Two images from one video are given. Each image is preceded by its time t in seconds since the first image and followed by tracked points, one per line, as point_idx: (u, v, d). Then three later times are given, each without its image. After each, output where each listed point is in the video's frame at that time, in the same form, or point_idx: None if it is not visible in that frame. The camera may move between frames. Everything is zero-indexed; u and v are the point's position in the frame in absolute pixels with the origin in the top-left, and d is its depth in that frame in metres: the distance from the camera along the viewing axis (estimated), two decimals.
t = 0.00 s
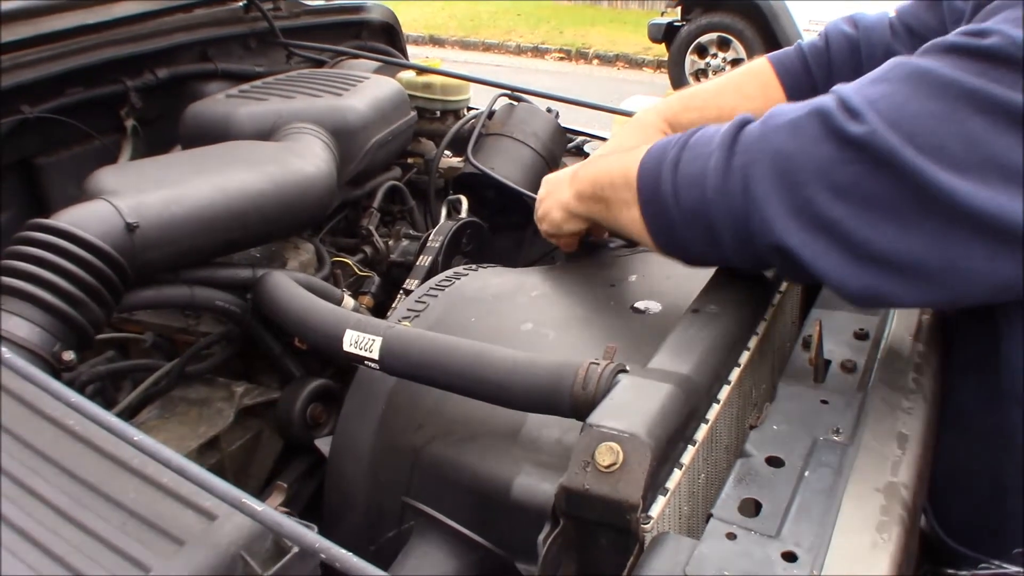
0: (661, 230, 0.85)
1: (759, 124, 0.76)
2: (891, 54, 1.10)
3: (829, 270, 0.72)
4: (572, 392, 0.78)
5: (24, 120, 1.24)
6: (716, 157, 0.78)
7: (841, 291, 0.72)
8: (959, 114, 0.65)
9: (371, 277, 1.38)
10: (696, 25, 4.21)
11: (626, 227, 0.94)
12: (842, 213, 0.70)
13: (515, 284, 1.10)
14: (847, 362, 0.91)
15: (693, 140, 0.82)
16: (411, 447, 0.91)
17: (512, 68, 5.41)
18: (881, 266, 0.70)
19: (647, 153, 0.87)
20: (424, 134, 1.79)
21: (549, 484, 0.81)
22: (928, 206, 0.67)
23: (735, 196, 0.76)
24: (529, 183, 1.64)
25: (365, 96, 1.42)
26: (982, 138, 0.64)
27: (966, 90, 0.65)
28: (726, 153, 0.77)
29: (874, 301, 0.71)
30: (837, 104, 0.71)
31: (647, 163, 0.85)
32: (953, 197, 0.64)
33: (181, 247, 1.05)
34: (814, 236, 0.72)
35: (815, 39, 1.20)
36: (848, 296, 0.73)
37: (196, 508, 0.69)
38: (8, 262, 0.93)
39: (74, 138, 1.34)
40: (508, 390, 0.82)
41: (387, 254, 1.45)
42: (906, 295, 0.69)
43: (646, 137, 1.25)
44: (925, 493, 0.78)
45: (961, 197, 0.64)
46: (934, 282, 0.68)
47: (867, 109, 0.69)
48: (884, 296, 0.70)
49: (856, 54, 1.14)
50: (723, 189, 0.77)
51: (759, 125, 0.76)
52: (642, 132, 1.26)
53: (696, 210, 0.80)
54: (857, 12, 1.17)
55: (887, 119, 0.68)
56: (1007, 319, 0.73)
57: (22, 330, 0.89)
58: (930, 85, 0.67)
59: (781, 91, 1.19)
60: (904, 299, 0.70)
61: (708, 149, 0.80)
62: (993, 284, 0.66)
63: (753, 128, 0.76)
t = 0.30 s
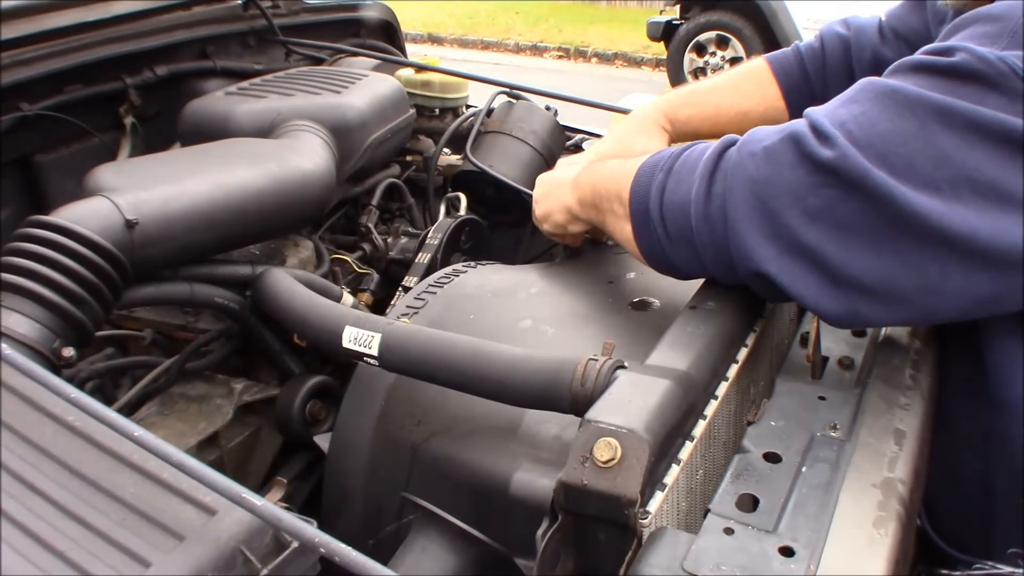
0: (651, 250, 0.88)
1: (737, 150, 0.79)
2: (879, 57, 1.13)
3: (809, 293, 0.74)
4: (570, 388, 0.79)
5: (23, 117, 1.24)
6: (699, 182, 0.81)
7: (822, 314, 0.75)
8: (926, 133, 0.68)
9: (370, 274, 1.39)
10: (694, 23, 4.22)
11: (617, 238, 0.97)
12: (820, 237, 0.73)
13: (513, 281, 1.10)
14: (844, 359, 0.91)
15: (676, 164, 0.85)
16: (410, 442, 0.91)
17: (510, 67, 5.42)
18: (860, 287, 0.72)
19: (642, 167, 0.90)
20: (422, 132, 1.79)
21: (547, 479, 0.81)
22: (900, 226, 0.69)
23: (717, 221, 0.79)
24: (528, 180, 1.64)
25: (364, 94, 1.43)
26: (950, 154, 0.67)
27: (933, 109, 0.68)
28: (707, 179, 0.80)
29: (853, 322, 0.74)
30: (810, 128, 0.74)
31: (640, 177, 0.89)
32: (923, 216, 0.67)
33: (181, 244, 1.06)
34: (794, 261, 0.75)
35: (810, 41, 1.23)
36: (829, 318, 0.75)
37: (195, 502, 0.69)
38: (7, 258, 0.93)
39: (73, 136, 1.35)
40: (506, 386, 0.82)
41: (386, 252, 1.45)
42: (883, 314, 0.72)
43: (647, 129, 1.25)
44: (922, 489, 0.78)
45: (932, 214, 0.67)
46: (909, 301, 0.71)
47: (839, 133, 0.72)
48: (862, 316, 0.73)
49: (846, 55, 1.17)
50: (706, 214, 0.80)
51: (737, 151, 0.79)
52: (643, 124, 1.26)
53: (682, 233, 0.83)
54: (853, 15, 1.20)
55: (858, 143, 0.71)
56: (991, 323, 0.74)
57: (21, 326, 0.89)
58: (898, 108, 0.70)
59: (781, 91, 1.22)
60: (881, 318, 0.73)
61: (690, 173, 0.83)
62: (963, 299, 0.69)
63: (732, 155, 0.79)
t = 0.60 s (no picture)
0: (649, 247, 0.89)
1: (732, 146, 0.80)
2: (879, 59, 1.13)
3: (802, 285, 0.75)
4: (569, 384, 0.79)
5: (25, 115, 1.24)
6: (694, 178, 0.82)
7: (815, 307, 0.76)
8: (913, 125, 0.69)
9: (371, 272, 1.39)
10: (695, 22, 4.22)
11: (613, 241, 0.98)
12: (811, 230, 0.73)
13: (513, 278, 1.11)
14: (843, 356, 0.91)
15: (673, 160, 0.86)
16: (410, 439, 0.92)
17: (511, 65, 5.42)
18: (850, 280, 0.72)
19: (637, 168, 0.91)
20: (423, 129, 1.79)
21: (547, 475, 0.82)
22: (888, 218, 0.69)
23: (711, 215, 0.80)
24: (528, 178, 1.64)
25: (365, 91, 1.43)
26: (936, 145, 0.68)
27: (919, 101, 0.68)
28: (701, 175, 0.81)
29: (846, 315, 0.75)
30: (801, 124, 0.75)
31: (636, 180, 0.90)
32: (909, 207, 0.67)
33: (182, 240, 1.06)
34: (787, 253, 0.75)
35: (813, 42, 1.24)
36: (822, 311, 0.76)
37: (197, 497, 0.70)
38: (9, 255, 0.94)
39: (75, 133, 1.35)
40: (506, 383, 0.83)
41: (387, 249, 1.46)
42: (875, 306, 0.72)
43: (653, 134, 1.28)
44: (920, 485, 0.79)
45: (918, 205, 0.67)
46: (899, 293, 0.71)
47: (828, 128, 0.73)
48: (855, 309, 0.73)
49: (848, 58, 1.18)
50: (700, 208, 0.81)
51: (731, 147, 0.80)
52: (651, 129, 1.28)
53: (678, 228, 0.84)
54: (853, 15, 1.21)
55: (848, 137, 0.72)
56: (985, 319, 0.75)
57: (23, 322, 0.89)
58: (886, 101, 0.71)
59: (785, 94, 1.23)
60: (874, 311, 0.73)
61: (686, 169, 0.83)
62: (950, 290, 0.69)
63: (725, 151, 0.80)
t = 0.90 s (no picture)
0: (655, 244, 0.89)
1: (739, 143, 0.80)
2: (883, 58, 1.13)
3: (808, 282, 0.75)
4: (572, 381, 0.79)
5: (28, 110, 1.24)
6: (702, 175, 0.82)
7: (820, 303, 0.75)
8: (918, 121, 0.69)
9: (373, 269, 1.39)
10: (699, 22, 4.22)
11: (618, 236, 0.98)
12: (818, 226, 0.73)
13: (515, 277, 1.11)
14: (845, 356, 0.91)
15: (680, 157, 0.86)
16: (412, 435, 0.92)
17: (514, 64, 5.41)
18: (856, 277, 0.72)
19: (645, 162, 0.91)
20: (427, 127, 1.79)
21: (549, 472, 0.82)
22: (893, 213, 0.69)
23: (718, 211, 0.80)
24: (531, 176, 1.64)
25: (368, 88, 1.43)
26: (941, 141, 0.68)
27: (924, 97, 0.68)
28: (708, 171, 0.81)
29: (852, 311, 0.74)
30: (808, 121, 0.75)
31: (644, 174, 0.90)
32: (913, 202, 0.67)
33: (185, 235, 1.06)
34: (793, 250, 0.75)
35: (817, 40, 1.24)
36: (827, 307, 0.76)
37: (199, 492, 0.70)
38: (12, 248, 0.94)
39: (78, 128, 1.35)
40: (507, 379, 0.83)
41: (389, 246, 1.46)
42: (880, 303, 0.72)
43: (655, 133, 1.28)
44: (922, 485, 0.78)
45: (923, 200, 0.67)
46: (905, 290, 0.71)
47: (834, 125, 0.73)
48: (860, 306, 0.73)
49: (852, 58, 1.18)
50: (707, 204, 0.81)
51: (738, 144, 0.80)
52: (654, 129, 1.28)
53: (685, 225, 0.84)
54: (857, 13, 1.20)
55: (854, 133, 0.72)
56: (989, 319, 0.74)
57: (26, 316, 0.89)
58: (892, 97, 0.71)
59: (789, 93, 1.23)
60: (881, 307, 0.73)
61: (693, 165, 0.83)
62: (955, 287, 0.68)
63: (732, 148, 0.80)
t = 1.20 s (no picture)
0: (655, 242, 0.89)
1: (740, 140, 0.80)
2: (880, 51, 1.12)
3: (808, 279, 0.75)
4: (570, 378, 0.79)
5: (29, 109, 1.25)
6: (702, 172, 0.82)
7: (820, 299, 0.76)
8: (918, 117, 0.69)
9: (372, 267, 1.40)
10: (699, 17, 4.20)
11: (615, 236, 0.99)
12: (818, 223, 0.73)
13: (513, 275, 1.11)
14: (842, 352, 0.91)
15: (681, 154, 0.86)
16: (411, 433, 0.92)
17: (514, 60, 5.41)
18: (856, 273, 0.73)
19: (643, 161, 0.92)
20: (426, 125, 1.79)
21: (547, 469, 0.82)
22: (893, 210, 0.70)
23: (719, 207, 0.80)
24: (530, 174, 1.64)
25: (367, 87, 1.43)
26: (941, 137, 0.68)
27: (924, 93, 0.69)
28: (709, 169, 0.81)
29: (852, 307, 0.75)
30: (808, 119, 0.75)
31: (642, 173, 0.90)
32: (913, 199, 0.68)
33: (185, 234, 1.06)
34: (793, 247, 0.76)
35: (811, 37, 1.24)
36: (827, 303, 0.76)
37: (200, 490, 0.71)
38: (13, 248, 0.94)
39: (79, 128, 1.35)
40: (506, 377, 0.83)
41: (389, 244, 1.46)
42: (880, 299, 0.73)
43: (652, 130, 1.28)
44: (919, 480, 0.79)
45: (922, 197, 0.68)
46: (905, 286, 0.71)
47: (834, 122, 0.73)
48: (860, 302, 0.74)
49: (847, 53, 1.18)
50: (708, 201, 0.81)
51: (739, 141, 0.80)
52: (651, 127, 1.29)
53: (685, 222, 0.84)
54: (851, 9, 1.20)
55: (853, 130, 0.72)
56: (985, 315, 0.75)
57: (27, 316, 0.90)
58: (891, 94, 0.71)
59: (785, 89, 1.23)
60: (881, 303, 0.73)
61: (693, 162, 0.84)
62: (955, 283, 0.69)
63: (733, 145, 0.80)
